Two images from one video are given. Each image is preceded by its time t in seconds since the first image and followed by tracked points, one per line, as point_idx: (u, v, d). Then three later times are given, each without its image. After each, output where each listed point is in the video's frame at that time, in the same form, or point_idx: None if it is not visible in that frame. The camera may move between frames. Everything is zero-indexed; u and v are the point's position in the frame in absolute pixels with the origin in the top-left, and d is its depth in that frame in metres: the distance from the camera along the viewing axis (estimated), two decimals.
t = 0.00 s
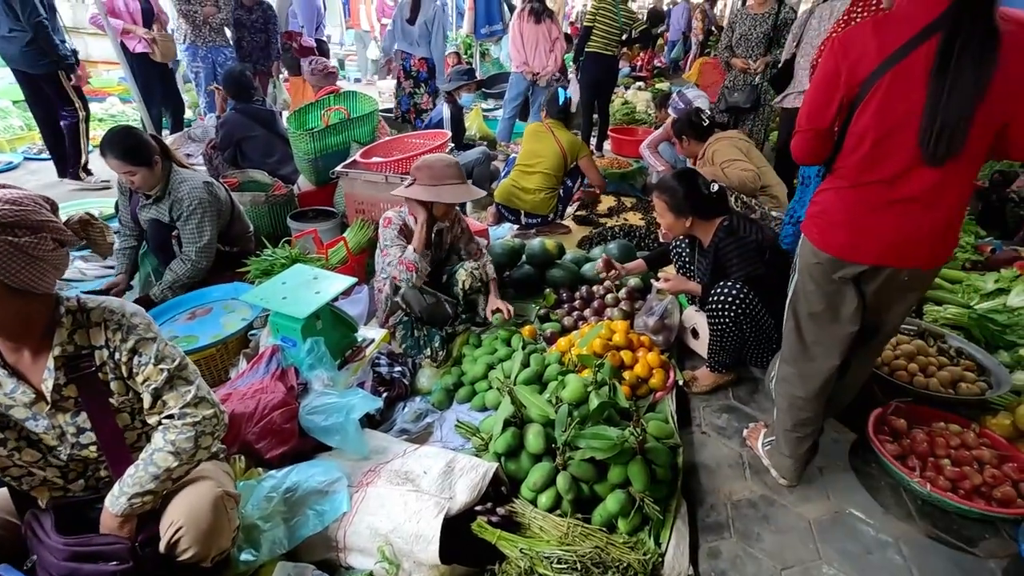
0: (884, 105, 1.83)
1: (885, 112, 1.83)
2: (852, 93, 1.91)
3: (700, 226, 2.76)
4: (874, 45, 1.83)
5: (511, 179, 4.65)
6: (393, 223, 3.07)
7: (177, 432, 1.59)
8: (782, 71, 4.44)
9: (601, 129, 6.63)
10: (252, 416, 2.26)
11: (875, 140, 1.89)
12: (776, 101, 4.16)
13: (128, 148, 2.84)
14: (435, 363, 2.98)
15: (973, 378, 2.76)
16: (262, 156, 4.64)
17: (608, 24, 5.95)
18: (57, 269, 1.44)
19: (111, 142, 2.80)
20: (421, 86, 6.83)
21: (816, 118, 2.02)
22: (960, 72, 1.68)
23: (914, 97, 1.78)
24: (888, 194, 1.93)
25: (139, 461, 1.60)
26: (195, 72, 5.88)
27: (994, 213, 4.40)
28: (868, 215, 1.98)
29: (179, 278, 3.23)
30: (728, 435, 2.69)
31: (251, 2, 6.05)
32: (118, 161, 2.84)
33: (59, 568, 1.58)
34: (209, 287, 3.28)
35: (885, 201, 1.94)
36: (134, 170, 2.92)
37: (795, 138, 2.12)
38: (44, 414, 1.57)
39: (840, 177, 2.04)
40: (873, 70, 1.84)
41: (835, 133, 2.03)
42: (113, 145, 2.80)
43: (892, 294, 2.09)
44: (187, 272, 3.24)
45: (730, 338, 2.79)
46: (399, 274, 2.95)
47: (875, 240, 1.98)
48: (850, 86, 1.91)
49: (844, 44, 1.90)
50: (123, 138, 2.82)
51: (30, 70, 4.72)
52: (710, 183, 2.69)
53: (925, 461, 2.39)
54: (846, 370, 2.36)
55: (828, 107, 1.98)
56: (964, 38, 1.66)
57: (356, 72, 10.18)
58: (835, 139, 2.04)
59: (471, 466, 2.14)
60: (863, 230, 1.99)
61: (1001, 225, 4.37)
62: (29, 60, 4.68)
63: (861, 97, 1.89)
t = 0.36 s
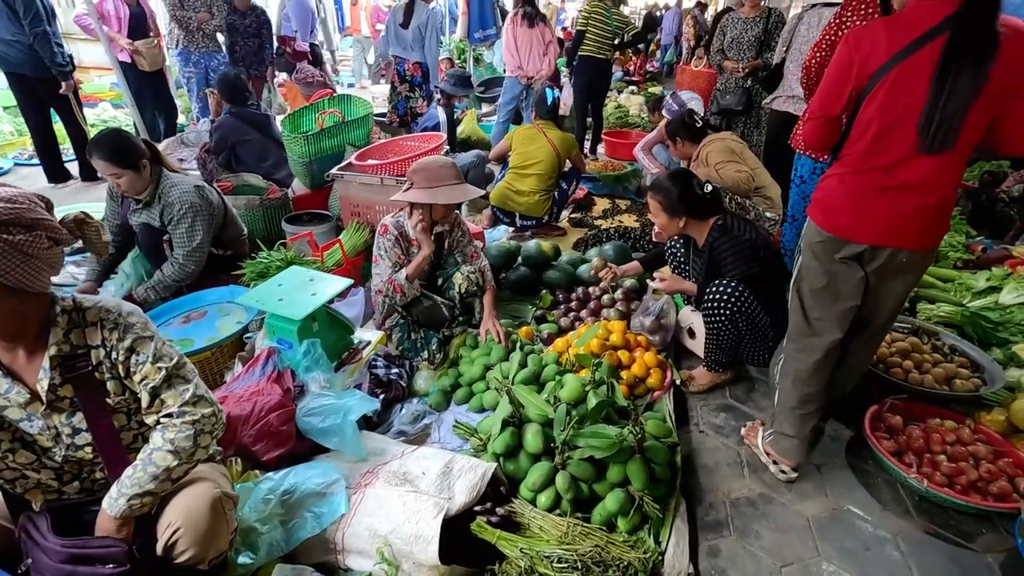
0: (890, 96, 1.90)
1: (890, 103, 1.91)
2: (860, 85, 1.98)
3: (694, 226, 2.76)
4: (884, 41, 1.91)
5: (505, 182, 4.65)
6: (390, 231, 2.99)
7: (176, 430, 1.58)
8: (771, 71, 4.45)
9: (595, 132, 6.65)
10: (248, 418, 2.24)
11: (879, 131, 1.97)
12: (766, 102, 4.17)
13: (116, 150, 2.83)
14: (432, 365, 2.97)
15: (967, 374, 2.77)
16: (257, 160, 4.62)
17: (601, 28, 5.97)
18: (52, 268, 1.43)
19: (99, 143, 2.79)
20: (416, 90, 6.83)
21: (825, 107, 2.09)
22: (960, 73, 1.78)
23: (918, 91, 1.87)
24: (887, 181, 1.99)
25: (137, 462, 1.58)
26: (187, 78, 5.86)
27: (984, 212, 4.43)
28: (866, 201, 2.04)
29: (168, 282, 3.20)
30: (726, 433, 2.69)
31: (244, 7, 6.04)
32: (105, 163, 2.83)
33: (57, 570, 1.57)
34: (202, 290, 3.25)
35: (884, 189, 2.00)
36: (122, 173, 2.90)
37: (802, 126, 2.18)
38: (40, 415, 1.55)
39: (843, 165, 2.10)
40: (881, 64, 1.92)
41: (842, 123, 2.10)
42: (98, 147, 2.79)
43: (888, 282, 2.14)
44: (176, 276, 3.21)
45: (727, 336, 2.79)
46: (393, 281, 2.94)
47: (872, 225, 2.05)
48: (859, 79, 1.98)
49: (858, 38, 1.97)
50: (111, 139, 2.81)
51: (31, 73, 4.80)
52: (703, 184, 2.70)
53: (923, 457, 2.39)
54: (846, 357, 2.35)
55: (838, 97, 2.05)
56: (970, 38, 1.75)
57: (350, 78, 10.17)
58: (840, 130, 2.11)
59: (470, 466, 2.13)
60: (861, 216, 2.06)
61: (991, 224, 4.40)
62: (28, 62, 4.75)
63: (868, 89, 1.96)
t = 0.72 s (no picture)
0: (892, 86, 2.11)
1: (893, 92, 2.12)
2: (867, 74, 2.21)
3: (683, 226, 2.76)
4: (891, 34, 2.11)
5: (495, 185, 4.63)
6: (383, 239, 2.91)
7: (161, 437, 1.57)
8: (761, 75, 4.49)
9: (586, 135, 6.66)
10: (237, 423, 2.22)
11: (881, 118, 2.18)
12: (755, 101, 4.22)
13: (93, 159, 2.78)
14: (424, 368, 2.96)
15: (956, 370, 2.79)
16: (247, 166, 4.58)
17: (590, 31, 5.98)
18: (32, 274, 1.41)
19: (76, 152, 2.75)
20: (407, 95, 6.82)
21: (835, 92, 2.33)
22: (961, 69, 1.96)
23: (919, 83, 2.07)
24: (885, 164, 2.20)
25: (122, 469, 1.57)
26: (175, 84, 5.82)
27: (970, 211, 4.47)
28: (865, 182, 2.25)
29: (133, 293, 3.14)
30: (718, 433, 2.70)
31: (232, 13, 6.05)
32: (80, 172, 2.78)
33: None
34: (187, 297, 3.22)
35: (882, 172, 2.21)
36: (98, 183, 2.86)
37: (815, 109, 2.43)
38: (22, 423, 1.54)
39: (849, 147, 2.32)
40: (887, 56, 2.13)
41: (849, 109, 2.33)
42: (75, 157, 2.74)
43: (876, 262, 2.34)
44: (145, 287, 3.16)
45: (717, 335, 2.80)
46: (375, 297, 2.93)
47: (870, 206, 2.26)
48: (866, 69, 2.21)
49: (869, 31, 2.18)
50: (88, 149, 2.77)
51: (36, 78, 4.79)
52: (689, 184, 2.71)
53: (913, 453, 2.40)
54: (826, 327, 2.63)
55: (846, 84, 2.29)
56: (969, 36, 1.93)
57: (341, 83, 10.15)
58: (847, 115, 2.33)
59: (461, 469, 2.12)
60: (860, 196, 2.27)
61: (979, 223, 4.44)
62: (40, 67, 4.77)
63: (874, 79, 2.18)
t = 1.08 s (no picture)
0: (881, 87, 2.19)
1: (882, 93, 2.20)
2: (857, 75, 2.30)
3: (677, 228, 2.77)
4: (880, 37, 2.19)
5: (490, 188, 4.69)
6: (380, 242, 2.91)
7: (155, 443, 1.55)
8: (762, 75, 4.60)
9: (580, 139, 6.68)
10: (232, 429, 2.21)
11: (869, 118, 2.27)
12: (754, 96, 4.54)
13: (88, 161, 2.76)
14: (420, 372, 2.95)
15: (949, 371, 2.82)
16: (241, 171, 4.58)
17: (584, 35, 6.00)
18: (23, 279, 1.40)
19: (70, 154, 2.73)
20: (398, 99, 6.81)
21: (826, 92, 2.42)
22: (949, 73, 2.04)
23: (906, 85, 2.15)
24: (872, 161, 2.29)
25: (114, 476, 1.56)
26: (169, 88, 5.80)
27: (963, 212, 4.50)
28: (853, 179, 2.35)
29: (132, 297, 3.12)
30: (714, 435, 2.70)
31: (226, 18, 6.05)
32: (75, 174, 2.76)
33: None
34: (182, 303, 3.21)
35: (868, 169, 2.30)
36: (93, 185, 2.83)
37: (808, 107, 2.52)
38: (13, 429, 1.53)
39: (839, 145, 2.40)
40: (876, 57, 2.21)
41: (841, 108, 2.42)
42: (70, 159, 2.72)
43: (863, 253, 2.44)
44: (144, 291, 3.15)
45: (712, 337, 2.80)
46: (368, 304, 2.94)
47: (858, 201, 2.36)
48: (855, 71, 2.30)
49: (861, 33, 2.25)
50: (83, 150, 2.75)
51: (33, 82, 4.76)
52: (681, 185, 2.71)
53: (908, 453, 2.41)
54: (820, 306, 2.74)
55: (837, 84, 2.37)
56: (954, 41, 2.01)
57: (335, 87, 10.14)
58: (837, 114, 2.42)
59: (457, 473, 2.12)
60: (849, 191, 2.38)
61: (971, 224, 4.47)
62: (39, 70, 4.74)
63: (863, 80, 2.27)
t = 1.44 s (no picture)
0: (847, 97, 2.25)
1: (848, 102, 2.26)
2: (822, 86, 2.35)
3: (670, 233, 2.78)
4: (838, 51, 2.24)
5: (484, 193, 4.66)
6: (374, 251, 2.90)
7: (147, 452, 1.55)
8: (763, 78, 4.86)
9: (574, 143, 6.69)
10: (225, 437, 2.19)
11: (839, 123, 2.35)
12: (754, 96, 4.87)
13: (92, 153, 2.79)
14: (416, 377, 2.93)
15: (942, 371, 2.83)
16: (234, 176, 4.55)
17: (576, 39, 6.01)
18: (11, 287, 1.38)
19: (78, 146, 2.77)
20: (392, 105, 6.79)
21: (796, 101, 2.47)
22: (909, 81, 2.11)
23: (870, 94, 2.22)
24: (843, 167, 2.34)
25: (107, 485, 1.55)
26: (162, 93, 5.78)
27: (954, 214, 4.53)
28: (827, 184, 2.40)
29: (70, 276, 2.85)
30: (710, 437, 2.70)
31: (218, 24, 6.06)
32: (75, 164, 2.77)
33: None
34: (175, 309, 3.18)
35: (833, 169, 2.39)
36: (90, 180, 2.82)
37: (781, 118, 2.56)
38: (2, 440, 1.51)
39: (811, 153, 2.45)
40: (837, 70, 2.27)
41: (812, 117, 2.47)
42: (76, 150, 2.76)
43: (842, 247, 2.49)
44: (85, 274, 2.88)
45: (708, 340, 2.81)
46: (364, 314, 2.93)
47: (832, 204, 2.41)
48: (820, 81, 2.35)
49: (823, 47, 2.30)
50: (92, 144, 2.80)
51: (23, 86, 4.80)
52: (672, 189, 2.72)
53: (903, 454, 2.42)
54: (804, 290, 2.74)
55: (805, 96, 2.42)
56: (910, 51, 2.08)
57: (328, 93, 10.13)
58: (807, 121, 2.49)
59: (453, 479, 2.12)
60: (824, 196, 2.42)
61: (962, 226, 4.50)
62: (26, 76, 4.77)
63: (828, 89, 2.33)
